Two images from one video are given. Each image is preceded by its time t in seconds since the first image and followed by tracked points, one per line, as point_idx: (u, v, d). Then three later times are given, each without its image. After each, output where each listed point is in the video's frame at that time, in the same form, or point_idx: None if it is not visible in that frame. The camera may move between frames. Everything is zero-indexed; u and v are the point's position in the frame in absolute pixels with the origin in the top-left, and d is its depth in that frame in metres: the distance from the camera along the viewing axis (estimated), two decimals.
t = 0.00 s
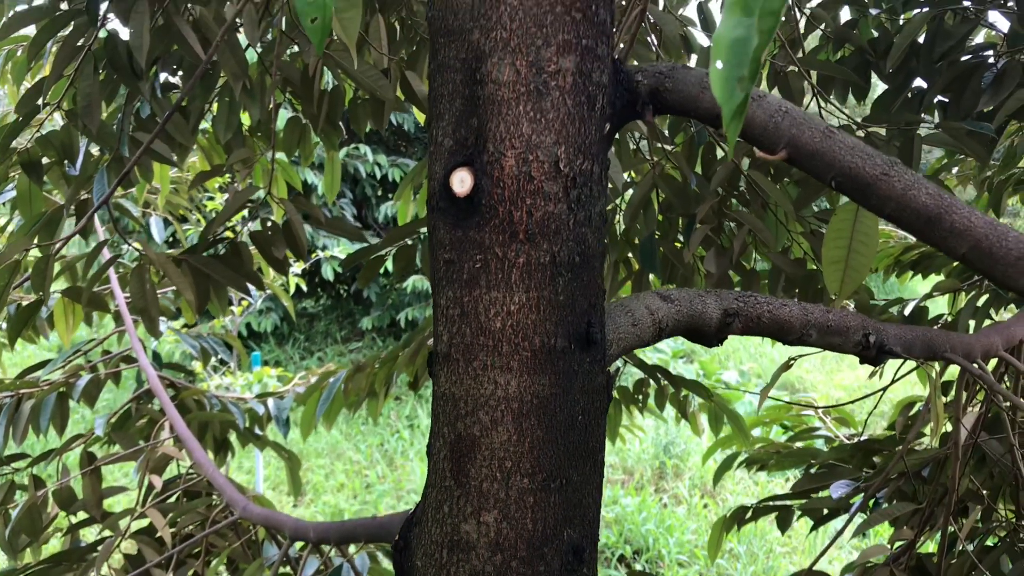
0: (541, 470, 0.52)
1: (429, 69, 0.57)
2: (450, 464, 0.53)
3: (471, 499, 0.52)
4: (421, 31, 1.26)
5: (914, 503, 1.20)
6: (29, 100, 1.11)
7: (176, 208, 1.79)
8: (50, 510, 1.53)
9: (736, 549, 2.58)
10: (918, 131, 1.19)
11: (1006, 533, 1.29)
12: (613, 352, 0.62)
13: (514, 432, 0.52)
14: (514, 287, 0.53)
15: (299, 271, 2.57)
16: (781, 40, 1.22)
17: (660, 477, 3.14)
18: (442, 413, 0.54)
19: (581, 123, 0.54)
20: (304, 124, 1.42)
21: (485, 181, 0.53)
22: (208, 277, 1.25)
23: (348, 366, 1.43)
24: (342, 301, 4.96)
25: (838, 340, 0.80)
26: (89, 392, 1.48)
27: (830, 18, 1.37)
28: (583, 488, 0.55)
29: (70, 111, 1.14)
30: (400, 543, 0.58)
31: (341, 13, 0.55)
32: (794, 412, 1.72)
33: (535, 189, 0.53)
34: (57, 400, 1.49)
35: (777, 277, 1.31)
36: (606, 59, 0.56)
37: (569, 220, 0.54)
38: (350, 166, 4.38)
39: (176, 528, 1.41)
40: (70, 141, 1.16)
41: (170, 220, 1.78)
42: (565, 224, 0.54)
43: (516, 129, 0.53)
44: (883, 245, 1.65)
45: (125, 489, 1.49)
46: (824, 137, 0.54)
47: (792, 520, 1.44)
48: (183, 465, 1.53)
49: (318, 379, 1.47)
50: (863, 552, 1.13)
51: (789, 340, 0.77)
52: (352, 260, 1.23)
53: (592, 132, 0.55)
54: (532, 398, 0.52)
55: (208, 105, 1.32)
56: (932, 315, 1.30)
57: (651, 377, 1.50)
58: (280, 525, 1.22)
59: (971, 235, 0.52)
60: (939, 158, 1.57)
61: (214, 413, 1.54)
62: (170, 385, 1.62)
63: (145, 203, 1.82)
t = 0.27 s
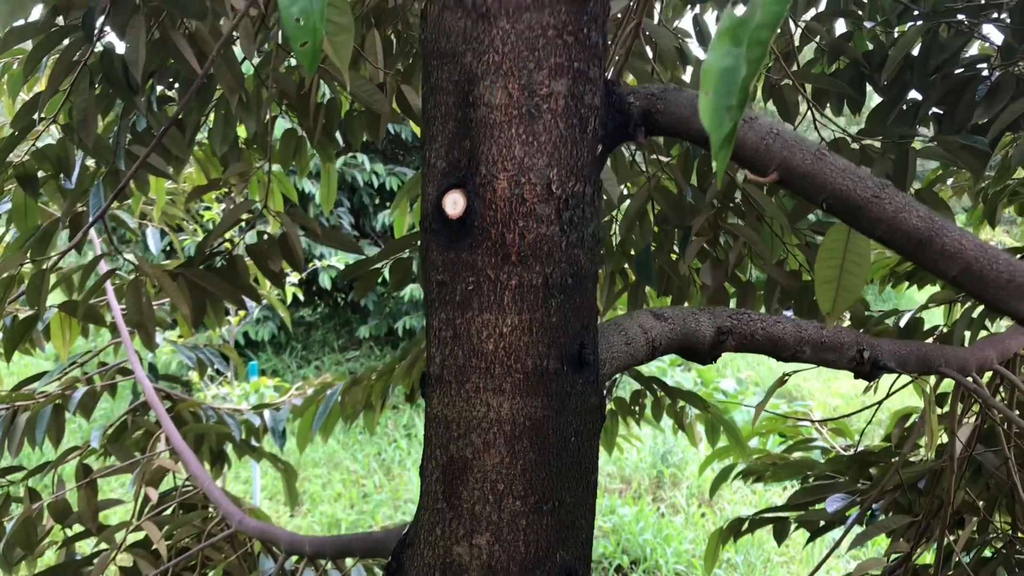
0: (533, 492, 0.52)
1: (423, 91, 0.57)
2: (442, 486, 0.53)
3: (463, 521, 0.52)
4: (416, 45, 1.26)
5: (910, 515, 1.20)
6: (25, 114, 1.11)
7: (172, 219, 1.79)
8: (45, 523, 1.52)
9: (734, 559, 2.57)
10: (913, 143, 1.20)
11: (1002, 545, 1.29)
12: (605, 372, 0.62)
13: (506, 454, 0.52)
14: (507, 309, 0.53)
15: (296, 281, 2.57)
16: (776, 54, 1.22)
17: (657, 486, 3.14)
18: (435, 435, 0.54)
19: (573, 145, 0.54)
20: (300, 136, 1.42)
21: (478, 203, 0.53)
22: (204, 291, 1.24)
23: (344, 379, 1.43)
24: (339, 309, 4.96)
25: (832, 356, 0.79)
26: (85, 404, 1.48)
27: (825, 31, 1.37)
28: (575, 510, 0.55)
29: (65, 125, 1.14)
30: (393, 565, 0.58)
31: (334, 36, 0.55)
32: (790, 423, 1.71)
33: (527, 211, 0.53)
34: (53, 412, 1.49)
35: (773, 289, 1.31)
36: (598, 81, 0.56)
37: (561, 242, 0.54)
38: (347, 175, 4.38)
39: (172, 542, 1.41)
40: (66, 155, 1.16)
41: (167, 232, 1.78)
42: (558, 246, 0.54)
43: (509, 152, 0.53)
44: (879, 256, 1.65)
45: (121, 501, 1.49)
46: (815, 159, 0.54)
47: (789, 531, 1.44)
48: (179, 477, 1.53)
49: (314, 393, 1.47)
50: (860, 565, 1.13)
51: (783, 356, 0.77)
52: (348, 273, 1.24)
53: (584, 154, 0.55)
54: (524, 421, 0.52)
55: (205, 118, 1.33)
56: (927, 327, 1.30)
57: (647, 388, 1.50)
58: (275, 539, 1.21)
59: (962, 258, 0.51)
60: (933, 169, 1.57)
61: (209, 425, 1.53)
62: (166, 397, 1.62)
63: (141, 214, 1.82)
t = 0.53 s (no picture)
0: (525, 508, 0.52)
1: (415, 106, 0.57)
2: (434, 502, 0.53)
3: (455, 537, 0.52)
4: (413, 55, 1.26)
5: (906, 524, 1.20)
6: (22, 126, 1.12)
7: (169, 228, 1.79)
8: (41, 532, 1.52)
9: (731, 566, 2.57)
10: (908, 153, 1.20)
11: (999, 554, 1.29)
12: (599, 386, 0.62)
13: (498, 470, 0.52)
14: (498, 325, 0.53)
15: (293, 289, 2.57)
16: (771, 64, 1.23)
17: (655, 492, 3.14)
18: (427, 451, 0.55)
19: (565, 162, 0.55)
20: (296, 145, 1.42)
21: (470, 220, 0.53)
22: (200, 301, 1.24)
23: (341, 388, 1.43)
24: (338, 315, 4.96)
25: (826, 368, 0.80)
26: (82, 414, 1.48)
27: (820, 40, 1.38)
28: (567, 525, 0.55)
29: (62, 136, 1.14)
30: None
31: (327, 51, 0.55)
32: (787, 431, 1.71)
33: (518, 227, 0.53)
34: (49, 422, 1.49)
35: (768, 298, 1.31)
36: (590, 97, 0.56)
37: (553, 258, 0.54)
38: (345, 181, 4.38)
39: (168, 551, 1.40)
40: (63, 166, 1.17)
41: (164, 240, 1.78)
42: (549, 261, 0.54)
43: (501, 168, 0.53)
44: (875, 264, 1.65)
45: (117, 511, 1.48)
46: (806, 175, 0.54)
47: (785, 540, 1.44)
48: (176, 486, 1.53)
49: (311, 402, 1.46)
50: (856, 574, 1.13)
51: (776, 368, 0.77)
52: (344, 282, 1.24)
53: (576, 170, 0.55)
54: (516, 437, 0.52)
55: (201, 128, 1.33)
56: (923, 335, 1.30)
57: (643, 396, 1.50)
58: (271, 548, 1.21)
59: (952, 274, 0.51)
60: (929, 177, 1.58)
61: (206, 434, 1.53)
62: (163, 406, 1.61)
63: (138, 222, 1.82)
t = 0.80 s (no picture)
0: (510, 533, 0.52)
1: (401, 129, 0.57)
2: (420, 527, 0.53)
3: (440, 562, 0.52)
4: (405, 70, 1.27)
5: (900, 539, 1.19)
6: (13, 142, 1.11)
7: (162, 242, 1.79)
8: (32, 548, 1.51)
9: None
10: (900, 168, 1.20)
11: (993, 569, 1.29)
12: (586, 407, 0.62)
13: (483, 495, 0.52)
14: (484, 348, 0.53)
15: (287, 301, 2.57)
16: (763, 79, 1.23)
17: (651, 504, 3.13)
18: (413, 475, 0.54)
19: (550, 185, 0.55)
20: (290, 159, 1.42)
21: (456, 243, 0.53)
22: (193, 316, 1.24)
23: (333, 402, 1.43)
24: (334, 326, 4.95)
25: (815, 386, 0.82)
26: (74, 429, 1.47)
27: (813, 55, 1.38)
28: (553, 549, 0.54)
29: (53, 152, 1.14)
30: None
31: (313, 73, 0.54)
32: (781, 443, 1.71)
33: (504, 250, 0.53)
34: (41, 437, 1.48)
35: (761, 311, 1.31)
36: (576, 120, 0.56)
37: (539, 281, 0.54)
38: (341, 193, 4.38)
39: (160, 567, 1.39)
40: (54, 182, 1.16)
41: (157, 254, 1.78)
42: (535, 284, 0.54)
43: (486, 191, 0.53)
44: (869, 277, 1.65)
45: (109, 526, 1.47)
46: (790, 198, 0.54)
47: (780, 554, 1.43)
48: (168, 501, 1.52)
49: (304, 416, 1.46)
50: None
51: (766, 387, 0.76)
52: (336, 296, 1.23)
53: (562, 193, 0.55)
54: (501, 461, 0.52)
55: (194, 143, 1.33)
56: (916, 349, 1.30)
57: (637, 410, 1.49)
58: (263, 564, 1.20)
59: (937, 297, 0.51)
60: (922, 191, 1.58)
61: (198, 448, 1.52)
62: (156, 421, 1.61)
63: (131, 236, 1.82)
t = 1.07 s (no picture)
0: (499, 560, 0.52)
1: (390, 153, 0.57)
2: (408, 553, 0.53)
3: None
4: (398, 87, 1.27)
5: (895, 555, 1.19)
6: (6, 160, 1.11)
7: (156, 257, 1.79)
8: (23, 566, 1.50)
9: None
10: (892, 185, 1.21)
11: None
12: (575, 431, 0.62)
13: (471, 522, 0.52)
14: (471, 374, 0.53)
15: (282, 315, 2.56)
16: (755, 96, 1.23)
17: (647, 517, 3.12)
18: (401, 501, 0.54)
19: (539, 210, 0.55)
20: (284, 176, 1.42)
21: (444, 268, 0.53)
22: (186, 333, 1.24)
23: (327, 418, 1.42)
24: (330, 339, 4.95)
25: (809, 406, 0.82)
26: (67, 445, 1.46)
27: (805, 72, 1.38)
28: (543, 575, 0.54)
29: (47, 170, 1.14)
30: None
31: (300, 99, 0.54)
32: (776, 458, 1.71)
33: (492, 276, 0.53)
34: (34, 454, 1.47)
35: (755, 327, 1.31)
36: (564, 145, 0.57)
37: (527, 306, 0.54)
38: (337, 205, 4.38)
39: None
40: (48, 200, 1.16)
41: (151, 269, 1.78)
42: (523, 310, 0.54)
43: (474, 217, 0.53)
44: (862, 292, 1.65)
45: (102, 543, 1.46)
46: (777, 224, 0.55)
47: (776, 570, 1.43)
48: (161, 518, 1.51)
49: (297, 431, 1.45)
50: None
51: (757, 407, 0.76)
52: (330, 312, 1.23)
53: (550, 218, 0.55)
54: (489, 487, 0.52)
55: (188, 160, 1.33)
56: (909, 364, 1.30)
57: (632, 425, 1.49)
58: None
59: (924, 323, 0.51)
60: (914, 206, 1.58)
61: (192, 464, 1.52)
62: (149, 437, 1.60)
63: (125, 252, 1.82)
